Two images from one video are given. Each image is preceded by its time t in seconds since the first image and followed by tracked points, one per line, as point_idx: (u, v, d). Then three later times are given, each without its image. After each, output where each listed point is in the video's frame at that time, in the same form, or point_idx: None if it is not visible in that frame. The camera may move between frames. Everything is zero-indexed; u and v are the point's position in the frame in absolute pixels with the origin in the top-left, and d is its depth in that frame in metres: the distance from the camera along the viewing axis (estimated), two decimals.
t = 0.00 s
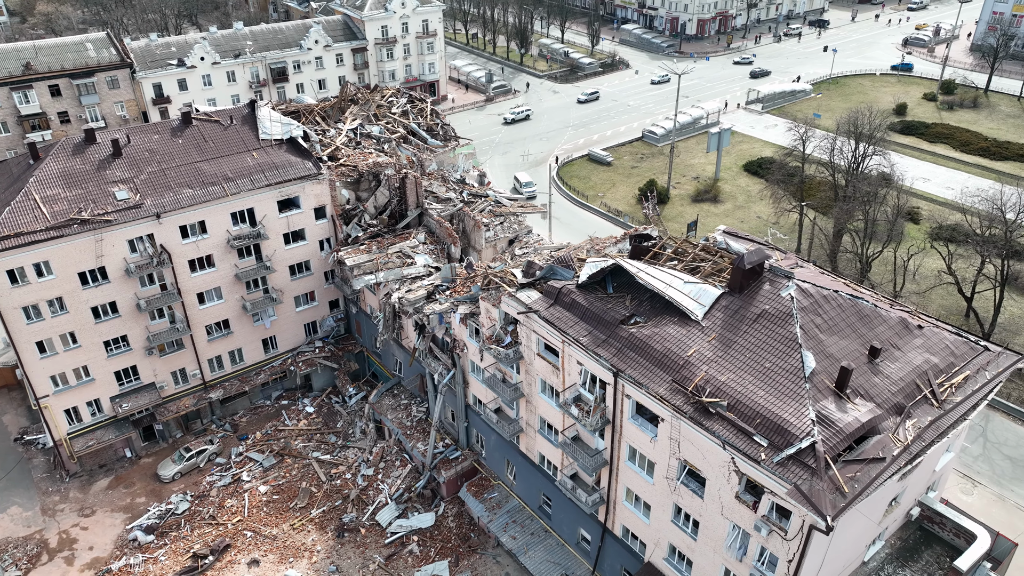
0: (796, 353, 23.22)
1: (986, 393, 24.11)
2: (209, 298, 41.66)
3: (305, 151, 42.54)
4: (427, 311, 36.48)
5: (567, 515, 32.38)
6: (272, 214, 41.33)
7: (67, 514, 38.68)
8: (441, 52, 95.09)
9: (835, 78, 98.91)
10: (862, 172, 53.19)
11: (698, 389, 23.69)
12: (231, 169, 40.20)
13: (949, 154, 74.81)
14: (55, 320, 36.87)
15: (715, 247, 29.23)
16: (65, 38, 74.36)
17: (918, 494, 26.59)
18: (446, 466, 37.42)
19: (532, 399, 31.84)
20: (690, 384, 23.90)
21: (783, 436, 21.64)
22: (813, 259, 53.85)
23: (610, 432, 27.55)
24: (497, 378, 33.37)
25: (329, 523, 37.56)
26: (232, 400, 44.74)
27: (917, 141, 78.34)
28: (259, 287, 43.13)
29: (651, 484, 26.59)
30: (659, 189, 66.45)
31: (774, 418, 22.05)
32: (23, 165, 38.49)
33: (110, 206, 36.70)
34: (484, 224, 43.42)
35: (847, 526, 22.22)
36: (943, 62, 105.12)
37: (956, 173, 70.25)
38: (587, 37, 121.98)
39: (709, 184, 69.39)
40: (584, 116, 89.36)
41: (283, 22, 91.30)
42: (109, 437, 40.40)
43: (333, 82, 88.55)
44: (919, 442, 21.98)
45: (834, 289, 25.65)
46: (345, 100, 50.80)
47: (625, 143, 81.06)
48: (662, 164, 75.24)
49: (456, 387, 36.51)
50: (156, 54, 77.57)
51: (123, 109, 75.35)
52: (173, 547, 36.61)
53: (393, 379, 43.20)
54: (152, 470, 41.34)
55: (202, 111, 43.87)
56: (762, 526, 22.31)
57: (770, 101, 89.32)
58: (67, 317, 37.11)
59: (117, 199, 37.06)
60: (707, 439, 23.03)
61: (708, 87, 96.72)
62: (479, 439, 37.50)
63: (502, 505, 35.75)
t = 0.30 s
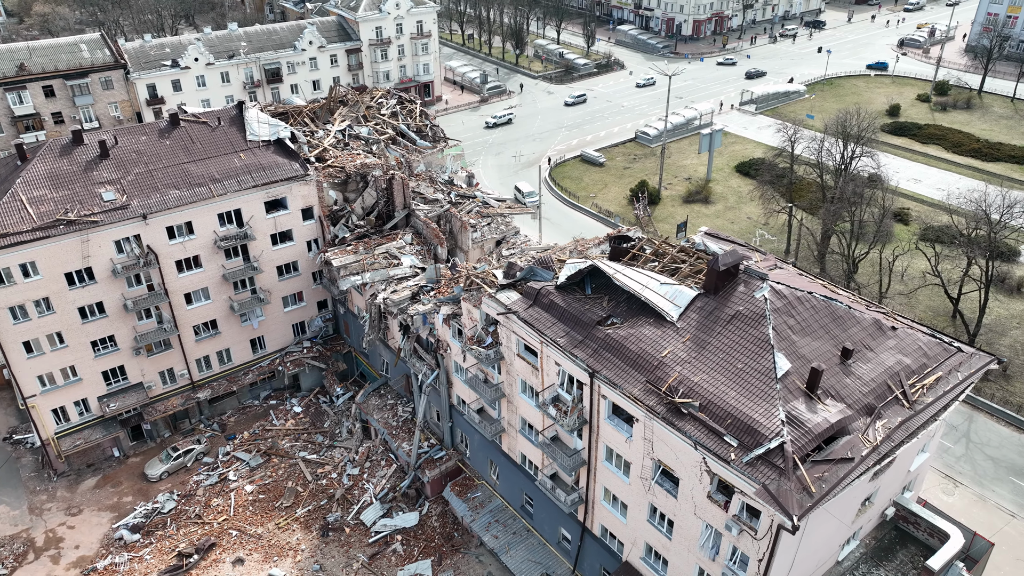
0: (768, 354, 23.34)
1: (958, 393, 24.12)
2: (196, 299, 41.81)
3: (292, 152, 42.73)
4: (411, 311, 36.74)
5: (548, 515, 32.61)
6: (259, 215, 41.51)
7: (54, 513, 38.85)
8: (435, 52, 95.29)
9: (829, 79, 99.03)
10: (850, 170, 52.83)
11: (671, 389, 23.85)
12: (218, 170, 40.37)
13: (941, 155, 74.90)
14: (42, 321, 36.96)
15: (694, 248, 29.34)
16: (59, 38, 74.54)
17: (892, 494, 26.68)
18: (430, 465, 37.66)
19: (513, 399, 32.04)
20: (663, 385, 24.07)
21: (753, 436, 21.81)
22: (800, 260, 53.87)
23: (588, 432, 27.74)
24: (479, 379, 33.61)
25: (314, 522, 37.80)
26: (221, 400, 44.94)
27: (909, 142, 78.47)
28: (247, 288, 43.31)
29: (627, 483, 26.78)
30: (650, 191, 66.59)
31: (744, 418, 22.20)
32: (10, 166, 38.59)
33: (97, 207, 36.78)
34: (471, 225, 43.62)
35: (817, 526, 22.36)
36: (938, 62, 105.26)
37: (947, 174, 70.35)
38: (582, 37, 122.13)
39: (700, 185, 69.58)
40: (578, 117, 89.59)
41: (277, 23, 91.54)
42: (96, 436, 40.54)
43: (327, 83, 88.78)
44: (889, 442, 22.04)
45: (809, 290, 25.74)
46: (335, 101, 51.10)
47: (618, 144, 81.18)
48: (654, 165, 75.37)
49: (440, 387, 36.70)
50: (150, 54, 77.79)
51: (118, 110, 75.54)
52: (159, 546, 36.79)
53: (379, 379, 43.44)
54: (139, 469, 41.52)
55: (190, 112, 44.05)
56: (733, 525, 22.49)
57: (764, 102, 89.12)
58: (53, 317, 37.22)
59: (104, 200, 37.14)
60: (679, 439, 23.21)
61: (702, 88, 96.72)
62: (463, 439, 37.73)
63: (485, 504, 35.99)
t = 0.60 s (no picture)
0: (745, 356, 23.45)
1: (936, 396, 24.08)
2: (189, 297, 42.10)
3: (285, 153, 43.03)
4: (400, 311, 37.07)
5: (533, 514, 32.84)
6: (252, 215, 41.81)
7: (47, 509, 39.06)
8: (435, 53, 95.60)
9: (829, 80, 98.88)
10: (846, 171, 52.59)
11: (648, 390, 24.00)
12: (211, 170, 40.69)
13: (939, 157, 74.75)
14: (35, 319, 37.25)
15: (677, 250, 29.46)
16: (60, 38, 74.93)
17: (873, 495, 26.65)
18: (419, 464, 37.94)
19: (498, 399, 32.23)
20: (642, 385, 24.21)
21: (728, 437, 21.92)
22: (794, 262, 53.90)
23: (570, 432, 27.91)
24: (466, 379, 33.85)
25: (303, 520, 38.09)
26: (214, 398, 45.26)
27: (908, 144, 78.33)
28: (240, 287, 43.58)
29: (607, 483, 26.95)
30: (647, 192, 66.64)
31: (720, 419, 22.32)
32: (5, 165, 38.86)
33: (90, 206, 37.10)
34: (462, 226, 43.85)
35: (792, 527, 22.39)
36: (938, 64, 105.05)
37: (944, 175, 70.21)
38: (583, 38, 122.19)
39: (697, 186, 69.60)
40: (577, 118, 89.76)
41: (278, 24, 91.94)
42: (90, 433, 40.83)
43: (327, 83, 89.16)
44: (864, 444, 22.06)
45: (789, 292, 25.81)
46: (330, 102, 51.47)
47: (616, 145, 81.20)
48: (651, 166, 75.41)
49: (428, 387, 36.93)
50: (151, 54, 78.24)
51: (118, 110, 75.86)
52: (150, 542, 37.03)
53: (371, 378, 43.70)
54: (132, 466, 41.78)
55: (185, 113, 44.36)
56: (709, 526, 22.61)
57: (763, 103, 88.67)
58: (47, 315, 37.50)
59: (97, 199, 37.45)
60: (655, 440, 23.33)
61: (702, 89, 96.39)
62: (451, 438, 37.98)
63: (472, 503, 36.25)
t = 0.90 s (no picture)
0: (740, 359, 23.40)
1: (934, 403, 23.79)
2: (201, 291, 42.81)
3: (297, 150, 43.61)
4: (405, 309, 37.48)
5: (531, 512, 32.98)
6: (264, 211, 42.44)
7: (60, 495, 39.79)
8: (453, 52, 96.02)
9: (850, 83, 97.66)
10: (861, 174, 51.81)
11: (642, 391, 24.05)
12: (224, 166, 41.35)
13: (960, 162, 73.51)
14: (51, 309, 38.11)
15: (678, 252, 29.44)
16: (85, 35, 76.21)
17: (871, 503, 26.31)
18: (422, 460, 38.28)
19: (499, 397, 32.40)
20: (636, 386, 24.27)
21: (719, 440, 21.91)
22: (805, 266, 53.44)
23: (567, 432, 28.01)
24: (468, 377, 34.07)
25: (307, 512, 38.61)
26: (225, 391, 45.98)
27: (929, 148, 77.13)
28: (251, 282, 44.21)
29: (603, 484, 27.02)
30: (661, 193, 66.28)
31: (712, 422, 22.30)
32: (24, 159, 39.78)
33: (105, 200, 37.93)
34: (471, 225, 44.09)
35: (782, 533, 22.26)
36: (964, 67, 103.31)
37: (965, 180, 69.03)
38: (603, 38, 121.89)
39: (712, 188, 69.10)
40: (594, 118, 89.68)
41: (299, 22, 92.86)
42: (103, 422, 41.63)
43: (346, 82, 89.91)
44: (857, 450, 21.89)
45: (787, 296, 25.65)
46: (343, 100, 52.04)
47: (632, 146, 80.85)
48: (667, 167, 75.01)
49: (432, 384, 37.21)
50: (173, 51, 79.40)
51: (140, 106, 76.89)
52: (157, 530, 37.64)
53: (378, 374, 44.12)
54: (143, 455, 42.47)
55: (200, 110, 45.10)
56: (699, 528, 22.60)
57: (783, 105, 87.58)
58: (62, 306, 38.35)
59: (112, 193, 38.27)
60: (648, 441, 23.38)
61: (721, 90, 95.49)
62: (454, 435, 38.23)
63: (473, 501, 36.51)
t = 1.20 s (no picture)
0: (746, 365, 23.19)
1: (946, 415, 23.32)
2: (226, 283, 43.79)
3: (322, 146, 44.32)
4: (421, 305, 37.92)
5: (539, 511, 33.06)
6: (288, 205, 43.24)
7: (85, 477, 41.02)
8: (485, 51, 96.44)
9: (888, 88, 95.54)
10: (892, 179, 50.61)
11: (647, 394, 24.00)
12: (250, 160, 42.25)
13: (999, 170, 71.44)
14: (81, 296, 39.38)
15: (691, 255, 29.26)
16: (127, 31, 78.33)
17: (880, 514, 25.86)
18: (435, 455, 38.62)
19: (509, 395, 32.54)
20: (641, 389, 24.24)
21: (721, 444, 21.77)
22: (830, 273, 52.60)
23: (573, 432, 28.06)
24: (480, 374, 34.29)
25: (321, 502, 39.27)
26: (247, 380, 46.97)
27: (966, 155, 75.14)
28: (274, 275, 45.06)
29: (607, 484, 27.03)
30: (687, 196, 65.63)
31: (715, 427, 22.17)
32: (59, 150, 40.99)
33: (134, 192, 39.04)
34: (491, 223, 44.28)
35: (783, 541, 22.05)
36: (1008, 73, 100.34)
37: (1004, 189, 67.02)
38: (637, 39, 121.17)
39: (740, 192, 68.18)
40: (624, 119, 89.26)
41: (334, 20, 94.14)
42: (128, 407, 42.84)
43: (378, 79, 90.91)
44: (862, 460, 21.56)
45: (799, 302, 25.32)
46: (370, 98, 52.76)
47: (661, 147, 80.18)
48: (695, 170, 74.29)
49: (446, 380, 37.51)
50: (210, 47, 81.14)
51: (177, 100, 78.67)
52: (176, 515, 38.64)
53: (396, 369, 44.58)
54: (166, 441, 43.58)
55: (229, 105, 46.05)
56: (699, 532, 22.52)
57: (817, 109, 86.01)
58: (92, 293, 39.58)
59: (142, 185, 39.37)
60: (650, 443, 23.33)
61: (755, 93, 94.09)
62: (467, 431, 38.51)
63: (483, 497, 36.67)
